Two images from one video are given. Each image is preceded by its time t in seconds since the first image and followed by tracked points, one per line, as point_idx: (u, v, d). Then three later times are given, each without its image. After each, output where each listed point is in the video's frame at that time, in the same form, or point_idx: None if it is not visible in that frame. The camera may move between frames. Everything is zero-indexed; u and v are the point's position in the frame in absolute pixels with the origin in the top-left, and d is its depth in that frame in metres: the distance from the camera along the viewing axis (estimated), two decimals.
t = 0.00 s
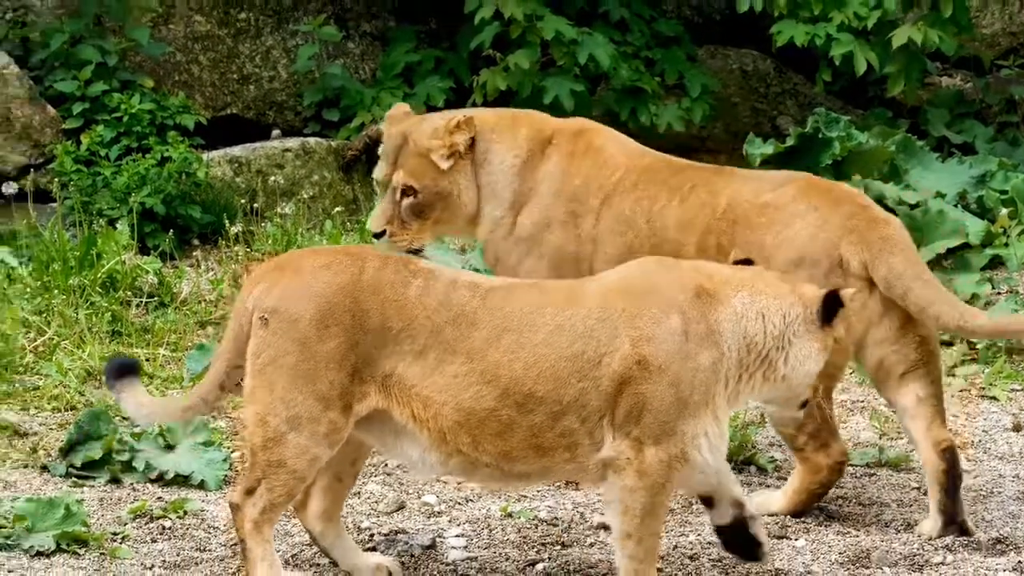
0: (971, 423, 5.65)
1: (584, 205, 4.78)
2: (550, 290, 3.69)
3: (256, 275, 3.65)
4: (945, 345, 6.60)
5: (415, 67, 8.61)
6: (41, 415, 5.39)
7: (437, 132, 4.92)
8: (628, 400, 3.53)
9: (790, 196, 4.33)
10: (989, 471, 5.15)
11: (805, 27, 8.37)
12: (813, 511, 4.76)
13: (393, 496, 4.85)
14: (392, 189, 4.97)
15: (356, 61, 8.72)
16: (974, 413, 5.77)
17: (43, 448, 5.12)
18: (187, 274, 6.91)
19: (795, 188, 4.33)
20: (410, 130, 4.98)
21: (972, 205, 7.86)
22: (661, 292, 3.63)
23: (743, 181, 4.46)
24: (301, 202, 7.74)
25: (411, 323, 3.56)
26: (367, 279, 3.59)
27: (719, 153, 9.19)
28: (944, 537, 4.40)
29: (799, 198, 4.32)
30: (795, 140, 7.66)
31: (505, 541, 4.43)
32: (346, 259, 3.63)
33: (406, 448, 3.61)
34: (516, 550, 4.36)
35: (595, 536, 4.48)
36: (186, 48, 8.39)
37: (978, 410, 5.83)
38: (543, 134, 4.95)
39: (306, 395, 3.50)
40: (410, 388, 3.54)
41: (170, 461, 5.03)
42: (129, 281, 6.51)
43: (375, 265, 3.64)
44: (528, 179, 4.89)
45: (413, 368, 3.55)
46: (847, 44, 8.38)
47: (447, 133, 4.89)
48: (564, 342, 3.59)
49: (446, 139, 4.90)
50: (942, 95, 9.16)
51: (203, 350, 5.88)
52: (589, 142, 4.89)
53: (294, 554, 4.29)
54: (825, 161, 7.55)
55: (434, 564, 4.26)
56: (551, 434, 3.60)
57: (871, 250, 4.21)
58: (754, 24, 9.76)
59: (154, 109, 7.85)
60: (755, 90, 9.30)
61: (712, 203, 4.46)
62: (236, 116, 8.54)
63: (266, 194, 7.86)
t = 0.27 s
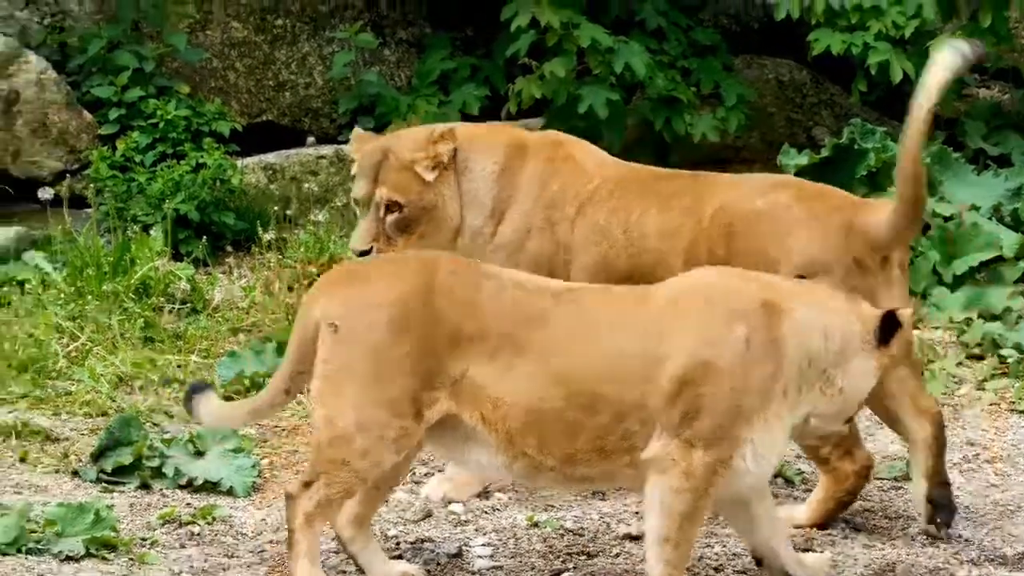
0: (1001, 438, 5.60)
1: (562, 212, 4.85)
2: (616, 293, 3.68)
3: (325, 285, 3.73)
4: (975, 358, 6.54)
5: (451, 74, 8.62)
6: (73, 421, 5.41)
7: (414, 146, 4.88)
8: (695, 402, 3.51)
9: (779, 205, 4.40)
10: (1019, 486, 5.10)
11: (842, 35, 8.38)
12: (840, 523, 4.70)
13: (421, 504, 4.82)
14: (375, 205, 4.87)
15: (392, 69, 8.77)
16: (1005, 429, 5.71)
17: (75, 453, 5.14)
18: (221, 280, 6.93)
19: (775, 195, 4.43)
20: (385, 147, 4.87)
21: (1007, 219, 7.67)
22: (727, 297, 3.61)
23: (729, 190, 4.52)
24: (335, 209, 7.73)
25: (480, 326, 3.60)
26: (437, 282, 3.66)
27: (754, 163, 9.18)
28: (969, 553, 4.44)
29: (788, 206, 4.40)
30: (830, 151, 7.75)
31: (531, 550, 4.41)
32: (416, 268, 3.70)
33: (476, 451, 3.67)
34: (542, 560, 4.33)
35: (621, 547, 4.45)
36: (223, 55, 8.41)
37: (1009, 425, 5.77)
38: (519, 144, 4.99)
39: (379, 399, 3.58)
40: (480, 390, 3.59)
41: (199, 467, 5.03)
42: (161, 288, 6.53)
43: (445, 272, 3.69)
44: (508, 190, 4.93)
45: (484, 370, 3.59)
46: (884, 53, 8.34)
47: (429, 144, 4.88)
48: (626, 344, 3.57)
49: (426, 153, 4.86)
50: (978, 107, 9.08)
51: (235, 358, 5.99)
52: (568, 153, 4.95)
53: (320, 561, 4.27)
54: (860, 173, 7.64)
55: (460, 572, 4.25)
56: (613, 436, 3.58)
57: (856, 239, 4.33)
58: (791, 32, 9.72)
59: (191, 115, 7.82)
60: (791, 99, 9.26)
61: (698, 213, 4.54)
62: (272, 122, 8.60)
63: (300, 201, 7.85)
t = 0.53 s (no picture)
0: None
1: (550, 206, 4.68)
2: (707, 281, 3.65)
3: (408, 292, 3.69)
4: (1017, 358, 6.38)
5: (481, 71, 8.52)
6: (102, 425, 5.32)
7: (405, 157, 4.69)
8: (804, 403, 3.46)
9: (788, 198, 4.38)
10: None
11: (877, 30, 8.01)
12: (883, 529, 4.56)
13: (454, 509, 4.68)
14: (373, 218, 4.63)
15: (422, 66, 8.65)
16: None
17: (104, 458, 5.05)
18: (250, 282, 6.83)
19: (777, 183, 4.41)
20: (371, 162, 4.67)
21: None
22: (820, 290, 3.57)
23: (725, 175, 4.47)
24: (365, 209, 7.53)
25: (581, 323, 3.60)
26: (527, 278, 3.64)
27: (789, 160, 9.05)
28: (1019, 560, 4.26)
29: (798, 198, 4.38)
30: (866, 146, 7.56)
31: (568, 558, 4.29)
32: (501, 266, 3.66)
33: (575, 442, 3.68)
34: (580, 567, 4.22)
35: (659, 554, 4.33)
36: (252, 53, 8.40)
37: None
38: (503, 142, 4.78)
39: (495, 402, 3.57)
40: (587, 387, 3.61)
41: (230, 472, 4.92)
42: (191, 289, 6.43)
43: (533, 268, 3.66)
44: (499, 189, 4.73)
45: (588, 364, 3.60)
46: (920, 48, 7.99)
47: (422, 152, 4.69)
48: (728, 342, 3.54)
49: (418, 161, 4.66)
50: (1017, 101, 8.85)
51: (265, 361, 5.89)
52: (551, 149, 4.78)
53: (353, 569, 4.26)
54: (897, 167, 7.47)
55: None
56: (706, 431, 3.57)
57: (874, 229, 4.35)
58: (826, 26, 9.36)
59: (220, 114, 7.75)
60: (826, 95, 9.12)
61: (701, 205, 4.46)
62: (300, 121, 8.47)
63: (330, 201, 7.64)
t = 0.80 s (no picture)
0: None
1: (558, 199, 4.73)
2: (784, 283, 3.61)
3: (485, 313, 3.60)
4: None
5: (508, 71, 8.50)
6: (128, 425, 5.32)
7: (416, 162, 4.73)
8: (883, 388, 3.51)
9: (803, 189, 4.38)
10: None
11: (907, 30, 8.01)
12: (914, 528, 4.48)
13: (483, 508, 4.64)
14: (393, 221, 4.70)
15: (448, 66, 8.63)
16: None
17: (130, 458, 5.04)
18: (276, 281, 6.83)
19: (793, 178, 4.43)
20: (384, 169, 4.73)
21: None
22: (903, 290, 3.56)
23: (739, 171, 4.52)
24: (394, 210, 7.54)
25: (660, 329, 3.52)
26: (604, 288, 3.54)
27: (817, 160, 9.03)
28: None
29: (812, 187, 4.39)
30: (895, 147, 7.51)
31: (598, 556, 4.26)
32: (573, 277, 3.58)
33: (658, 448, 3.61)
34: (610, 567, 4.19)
35: (690, 552, 4.27)
36: (277, 53, 8.41)
37: None
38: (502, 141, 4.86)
39: (583, 421, 3.48)
40: (666, 391, 3.53)
41: (258, 472, 4.91)
42: (216, 289, 6.45)
43: (600, 275, 3.58)
44: (504, 188, 4.78)
45: (670, 372, 3.53)
46: (949, 49, 7.99)
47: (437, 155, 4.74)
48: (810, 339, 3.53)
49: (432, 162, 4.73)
50: None
51: (292, 361, 5.90)
52: (548, 149, 4.84)
53: (382, 569, 4.25)
54: (926, 168, 7.45)
55: None
56: (797, 423, 3.54)
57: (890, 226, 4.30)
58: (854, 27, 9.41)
59: (244, 114, 7.78)
60: (855, 94, 9.09)
61: (712, 196, 4.52)
62: (326, 121, 8.44)
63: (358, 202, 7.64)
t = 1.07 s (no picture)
0: None
1: (573, 195, 4.46)
2: (898, 273, 3.54)
3: (594, 303, 3.50)
4: None
5: (536, 69, 8.47)
6: (156, 423, 5.31)
7: (427, 156, 4.31)
8: (988, 370, 3.50)
9: (806, 176, 4.32)
10: None
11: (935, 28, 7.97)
12: (939, 522, 4.41)
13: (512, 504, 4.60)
14: (408, 219, 4.26)
15: (476, 64, 8.61)
16: None
17: (157, 456, 5.03)
18: (304, 279, 6.84)
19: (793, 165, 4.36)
20: (392, 164, 4.30)
21: None
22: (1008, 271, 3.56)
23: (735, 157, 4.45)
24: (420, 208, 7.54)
25: (781, 322, 3.42)
26: (719, 280, 3.44)
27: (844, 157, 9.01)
28: None
29: (816, 175, 4.32)
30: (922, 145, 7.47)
31: (626, 552, 4.23)
32: (686, 268, 3.48)
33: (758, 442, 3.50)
34: (638, 562, 4.15)
35: (717, 546, 4.22)
36: (305, 50, 8.40)
37: None
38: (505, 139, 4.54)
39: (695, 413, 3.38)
40: (795, 383, 3.43)
41: (287, 469, 4.89)
42: (244, 286, 6.46)
43: (715, 267, 3.48)
44: (516, 188, 4.45)
45: (794, 365, 3.43)
46: (977, 47, 7.91)
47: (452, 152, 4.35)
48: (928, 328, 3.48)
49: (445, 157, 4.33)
50: None
51: (320, 358, 5.88)
52: (551, 147, 4.57)
53: (409, 565, 4.22)
54: (953, 165, 7.37)
55: None
56: (933, 408, 3.49)
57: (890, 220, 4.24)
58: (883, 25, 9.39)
59: (272, 111, 7.80)
60: (882, 92, 9.08)
61: (715, 184, 4.40)
62: (354, 119, 8.40)
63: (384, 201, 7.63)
